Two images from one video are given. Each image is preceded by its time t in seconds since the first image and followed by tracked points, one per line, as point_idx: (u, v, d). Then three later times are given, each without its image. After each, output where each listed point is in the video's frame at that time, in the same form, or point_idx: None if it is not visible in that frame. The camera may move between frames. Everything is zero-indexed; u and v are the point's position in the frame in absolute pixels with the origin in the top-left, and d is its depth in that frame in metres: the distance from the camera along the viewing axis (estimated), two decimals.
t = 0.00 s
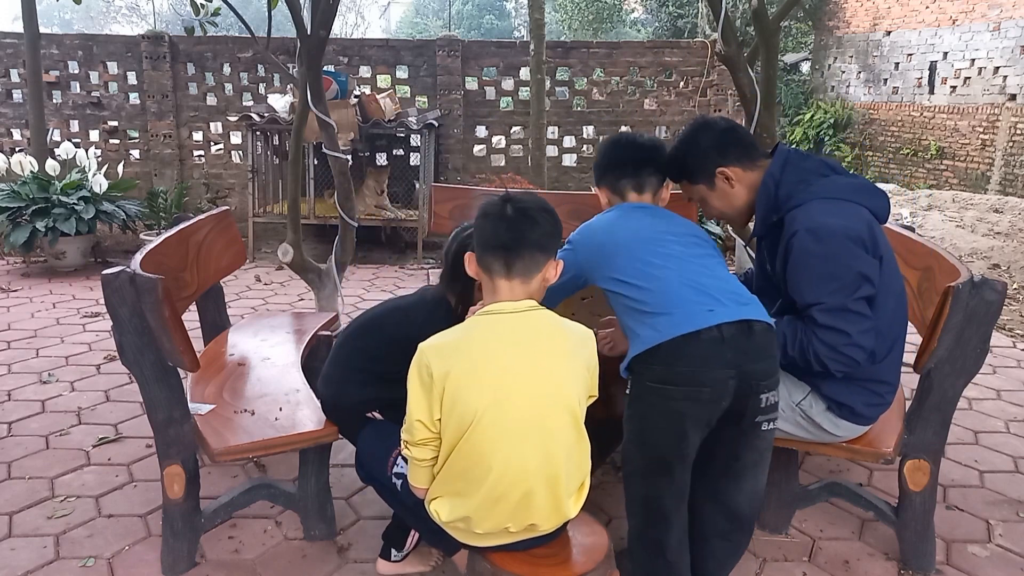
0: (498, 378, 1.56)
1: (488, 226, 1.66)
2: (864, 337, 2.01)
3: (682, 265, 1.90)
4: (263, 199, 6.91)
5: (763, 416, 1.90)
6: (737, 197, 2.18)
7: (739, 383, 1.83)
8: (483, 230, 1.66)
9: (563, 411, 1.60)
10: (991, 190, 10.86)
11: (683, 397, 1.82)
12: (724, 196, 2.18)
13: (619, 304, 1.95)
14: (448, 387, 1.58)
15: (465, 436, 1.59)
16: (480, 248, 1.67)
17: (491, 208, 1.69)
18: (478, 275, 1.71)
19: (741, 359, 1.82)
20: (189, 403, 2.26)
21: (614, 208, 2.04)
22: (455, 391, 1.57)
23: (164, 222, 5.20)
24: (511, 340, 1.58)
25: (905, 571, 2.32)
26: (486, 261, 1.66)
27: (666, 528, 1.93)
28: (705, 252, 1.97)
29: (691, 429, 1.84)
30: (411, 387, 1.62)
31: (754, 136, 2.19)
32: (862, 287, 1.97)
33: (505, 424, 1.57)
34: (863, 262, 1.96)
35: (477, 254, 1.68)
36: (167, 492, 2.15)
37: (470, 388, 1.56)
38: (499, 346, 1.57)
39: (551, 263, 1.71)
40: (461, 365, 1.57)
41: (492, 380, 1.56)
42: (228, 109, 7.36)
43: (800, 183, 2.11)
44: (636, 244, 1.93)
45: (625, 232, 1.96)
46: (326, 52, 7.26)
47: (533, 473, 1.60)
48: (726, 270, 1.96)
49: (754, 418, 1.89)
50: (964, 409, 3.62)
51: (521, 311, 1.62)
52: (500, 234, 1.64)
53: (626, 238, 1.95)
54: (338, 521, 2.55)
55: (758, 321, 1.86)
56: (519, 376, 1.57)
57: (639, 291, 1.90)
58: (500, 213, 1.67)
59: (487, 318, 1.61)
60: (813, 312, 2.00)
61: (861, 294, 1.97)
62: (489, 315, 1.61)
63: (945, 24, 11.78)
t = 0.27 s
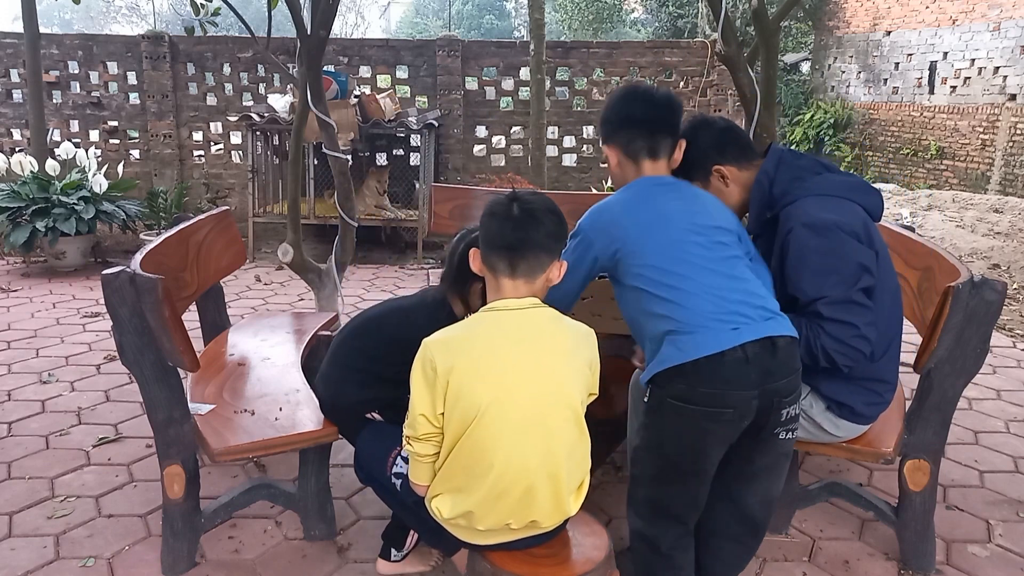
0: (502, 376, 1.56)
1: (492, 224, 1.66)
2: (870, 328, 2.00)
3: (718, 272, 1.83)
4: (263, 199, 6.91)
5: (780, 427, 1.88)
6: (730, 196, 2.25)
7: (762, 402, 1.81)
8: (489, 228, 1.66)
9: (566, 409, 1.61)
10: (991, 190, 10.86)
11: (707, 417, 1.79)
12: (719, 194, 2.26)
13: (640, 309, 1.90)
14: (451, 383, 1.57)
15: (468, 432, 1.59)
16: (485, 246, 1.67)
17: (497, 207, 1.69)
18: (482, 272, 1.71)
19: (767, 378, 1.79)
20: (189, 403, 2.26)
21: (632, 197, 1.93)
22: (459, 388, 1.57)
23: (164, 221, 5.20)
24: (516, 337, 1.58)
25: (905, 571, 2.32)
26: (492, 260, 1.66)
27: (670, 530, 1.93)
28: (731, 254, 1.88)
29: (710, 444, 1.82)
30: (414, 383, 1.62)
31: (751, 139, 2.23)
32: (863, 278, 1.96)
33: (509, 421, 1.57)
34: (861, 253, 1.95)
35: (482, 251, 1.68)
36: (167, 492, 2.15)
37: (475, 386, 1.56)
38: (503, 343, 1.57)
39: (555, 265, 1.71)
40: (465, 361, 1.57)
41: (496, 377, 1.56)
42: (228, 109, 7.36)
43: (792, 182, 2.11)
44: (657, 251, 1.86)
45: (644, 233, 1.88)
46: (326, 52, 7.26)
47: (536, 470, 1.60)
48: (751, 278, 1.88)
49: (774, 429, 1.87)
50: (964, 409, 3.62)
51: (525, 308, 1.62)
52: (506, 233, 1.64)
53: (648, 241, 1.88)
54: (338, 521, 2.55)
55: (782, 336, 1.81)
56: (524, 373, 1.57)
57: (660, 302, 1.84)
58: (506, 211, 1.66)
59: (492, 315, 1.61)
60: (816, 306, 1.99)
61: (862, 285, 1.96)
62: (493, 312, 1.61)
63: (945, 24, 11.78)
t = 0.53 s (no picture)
0: (505, 373, 1.56)
1: (491, 221, 1.66)
2: (870, 324, 2.04)
3: (752, 261, 1.76)
4: (263, 199, 6.91)
5: (784, 420, 1.86)
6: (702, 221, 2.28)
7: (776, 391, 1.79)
8: (488, 227, 1.65)
9: (569, 404, 1.61)
10: (990, 190, 10.86)
11: (730, 415, 1.73)
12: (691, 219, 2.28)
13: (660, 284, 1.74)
14: (454, 381, 1.57)
15: (472, 429, 1.59)
16: (484, 244, 1.67)
17: (494, 205, 1.68)
18: (482, 268, 1.71)
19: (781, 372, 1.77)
20: (189, 403, 2.26)
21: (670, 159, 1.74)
22: (462, 387, 1.57)
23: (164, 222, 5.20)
24: (518, 334, 1.58)
25: (905, 571, 2.32)
26: (491, 257, 1.66)
27: (682, 533, 1.89)
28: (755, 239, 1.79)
29: (725, 442, 1.77)
30: (417, 381, 1.61)
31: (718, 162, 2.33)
32: (851, 277, 2.03)
33: (512, 419, 1.57)
34: (846, 253, 2.03)
35: (481, 248, 1.68)
36: (167, 492, 2.15)
37: (478, 384, 1.56)
38: (506, 341, 1.57)
39: (555, 259, 1.71)
40: (467, 360, 1.56)
41: (500, 375, 1.56)
42: (228, 109, 7.36)
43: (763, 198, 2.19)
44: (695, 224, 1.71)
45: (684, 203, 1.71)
46: (326, 52, 7.26)
47: (540, 468, 1.60)
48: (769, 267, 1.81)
49: (776, 423, 1.85)
50: (964, 409, 3.62)
51: (528, 305, 1.62)
52: (505, 232, 1.63)
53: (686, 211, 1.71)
54: (338, 521, 2.55)
55: (794, 333, 1.78)
56: (527, 370, 1.57)
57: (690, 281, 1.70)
58: (505, 209, 1.66)
59: (493, 312, 1.60)
60: (813, 313, 2.05)
61: (852, 284, 2.03)
62: (494, 309, 1.61)
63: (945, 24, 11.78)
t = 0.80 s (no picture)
0: (508, 376, 1.56)
1: (492, 222, 1.66)
2: (864, 322, 2.06)
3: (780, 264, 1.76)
4: (263, 199, 6.91)
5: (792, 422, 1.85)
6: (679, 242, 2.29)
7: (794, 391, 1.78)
8: (488, 228, 1.66)
9: (572, 406, 1.61)
10: (991, 190, 10.88)
11: (751, 417, 1.71)
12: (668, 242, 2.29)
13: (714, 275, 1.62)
14: (456, 383, 1.57)
15: (474, 432, 1.59)
16: (486, 245, 1.67)
17: (494, 206, 1.69)
18: (484, 271, 1.71)
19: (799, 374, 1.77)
20: (189, 403, 2.26)
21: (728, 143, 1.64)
22: (463, 389, 1.57)
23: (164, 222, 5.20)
24: (522, 337, 1.59)
25: (905, 571, 2.32)
26: (493, 260, 1.66)
27: (697, 540, 1.85)
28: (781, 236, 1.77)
29: (740, 445, 1.75)
30: (420, 382, 1.62)
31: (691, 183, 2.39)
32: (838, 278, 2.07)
33: (514, 422, 1.57)
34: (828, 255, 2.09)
35: (483, 251, 1.68)
36: (166, 492, 2.15)
37: (480, 386, 1.56)
38: (509, 344, 1.57)
39: (558, 258, 1.72)
40: (469, 362, 1.56)
41: (502, 377, 1.56)
42: (228, 109, 7.36)
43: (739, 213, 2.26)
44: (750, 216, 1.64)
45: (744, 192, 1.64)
46: (326, 52, 7.26)
47: (540, 470, 1.60)
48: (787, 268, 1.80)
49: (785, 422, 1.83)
50: (964, 409, 3.62)
51: (530, 308, 1.62)
52: (506, 233, 1.64)
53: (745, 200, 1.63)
54: (338, 521, 2.55)
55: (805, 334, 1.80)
56: (530, 373, 1.57)
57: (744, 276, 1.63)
58: (505, 210, 1.67)
59: (497, 315, 1.61)
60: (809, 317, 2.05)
61: (842, 284, 2.06)
62: (498, 311, 1.61)
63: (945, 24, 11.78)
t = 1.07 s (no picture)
0: (512, 378, 1.56)
1: (497, 221, 1.66)
2: (857, 319, 2.05)
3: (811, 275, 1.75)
4: (263, 199, 6.92)
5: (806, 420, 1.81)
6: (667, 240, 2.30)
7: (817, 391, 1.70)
8: (494, 226, 1.66)
9: (572, 406, 1.61)
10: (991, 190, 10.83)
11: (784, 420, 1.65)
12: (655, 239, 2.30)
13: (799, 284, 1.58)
14: (458, 384, 1.57)
15: (477, 433, 1.59)
16: (493, 245, 1.66)
17: (501, 204, 1.69)
18: (490, 271, 1.70)
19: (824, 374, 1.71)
20: (189, 403, 2.26)
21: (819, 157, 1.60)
22: (466, 391, 1.57)
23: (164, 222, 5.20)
24: (522, 336, 1.58)
25: (905, 571, 2.32)
26: (502, 258, 1.65)
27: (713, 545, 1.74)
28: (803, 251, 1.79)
29: (767, 448, 1.67)
30: (424, 381, 1.62)
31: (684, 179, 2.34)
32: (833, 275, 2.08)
33: (517, 423, 1.57)
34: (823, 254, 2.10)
35: (490, 250, 1.67)
36: (166, 492, 2.15)
37: (484, 388, 1.56)
38: (512, 345, 1.57)
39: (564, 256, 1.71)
40: (472, 364, 1.56)
41: (505, 379, 1.56)
42: (228, 109, 7.36)
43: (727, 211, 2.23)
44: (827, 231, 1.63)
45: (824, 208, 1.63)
46: (326, 52, 7.26)
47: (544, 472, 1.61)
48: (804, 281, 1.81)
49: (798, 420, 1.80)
50: (964, 409, 3.62)
51: (535, 308, 1.61)
52: (516, 231, 1.63)
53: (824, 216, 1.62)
54: (338, 521, 2.55)
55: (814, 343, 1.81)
56: (533, 375, 1.57)
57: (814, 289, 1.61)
58: (512, 208, 1.66)
59: (497, 314, 1.60)
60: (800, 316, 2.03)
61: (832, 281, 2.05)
62: (497, 310, 1.61)
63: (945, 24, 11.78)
